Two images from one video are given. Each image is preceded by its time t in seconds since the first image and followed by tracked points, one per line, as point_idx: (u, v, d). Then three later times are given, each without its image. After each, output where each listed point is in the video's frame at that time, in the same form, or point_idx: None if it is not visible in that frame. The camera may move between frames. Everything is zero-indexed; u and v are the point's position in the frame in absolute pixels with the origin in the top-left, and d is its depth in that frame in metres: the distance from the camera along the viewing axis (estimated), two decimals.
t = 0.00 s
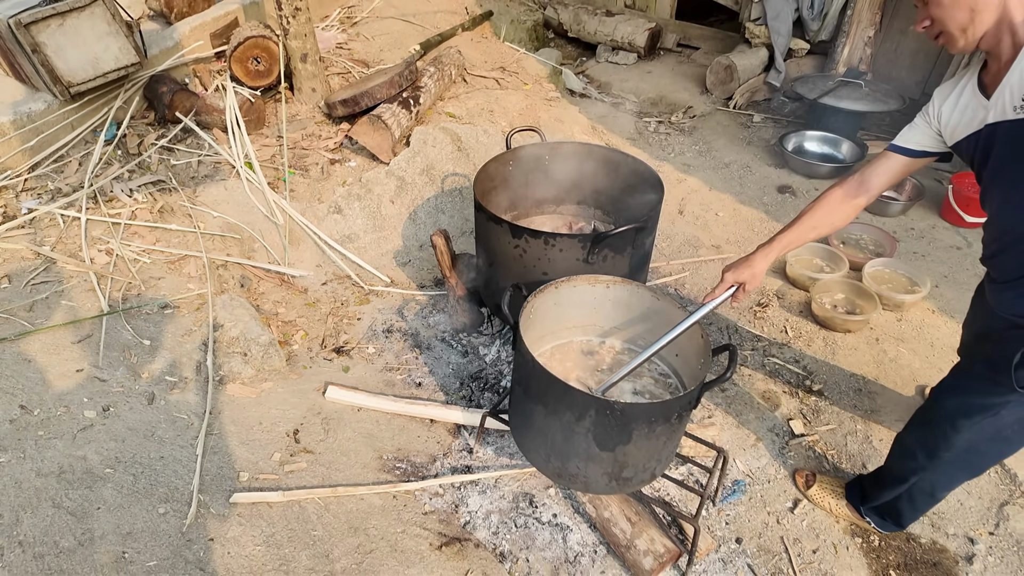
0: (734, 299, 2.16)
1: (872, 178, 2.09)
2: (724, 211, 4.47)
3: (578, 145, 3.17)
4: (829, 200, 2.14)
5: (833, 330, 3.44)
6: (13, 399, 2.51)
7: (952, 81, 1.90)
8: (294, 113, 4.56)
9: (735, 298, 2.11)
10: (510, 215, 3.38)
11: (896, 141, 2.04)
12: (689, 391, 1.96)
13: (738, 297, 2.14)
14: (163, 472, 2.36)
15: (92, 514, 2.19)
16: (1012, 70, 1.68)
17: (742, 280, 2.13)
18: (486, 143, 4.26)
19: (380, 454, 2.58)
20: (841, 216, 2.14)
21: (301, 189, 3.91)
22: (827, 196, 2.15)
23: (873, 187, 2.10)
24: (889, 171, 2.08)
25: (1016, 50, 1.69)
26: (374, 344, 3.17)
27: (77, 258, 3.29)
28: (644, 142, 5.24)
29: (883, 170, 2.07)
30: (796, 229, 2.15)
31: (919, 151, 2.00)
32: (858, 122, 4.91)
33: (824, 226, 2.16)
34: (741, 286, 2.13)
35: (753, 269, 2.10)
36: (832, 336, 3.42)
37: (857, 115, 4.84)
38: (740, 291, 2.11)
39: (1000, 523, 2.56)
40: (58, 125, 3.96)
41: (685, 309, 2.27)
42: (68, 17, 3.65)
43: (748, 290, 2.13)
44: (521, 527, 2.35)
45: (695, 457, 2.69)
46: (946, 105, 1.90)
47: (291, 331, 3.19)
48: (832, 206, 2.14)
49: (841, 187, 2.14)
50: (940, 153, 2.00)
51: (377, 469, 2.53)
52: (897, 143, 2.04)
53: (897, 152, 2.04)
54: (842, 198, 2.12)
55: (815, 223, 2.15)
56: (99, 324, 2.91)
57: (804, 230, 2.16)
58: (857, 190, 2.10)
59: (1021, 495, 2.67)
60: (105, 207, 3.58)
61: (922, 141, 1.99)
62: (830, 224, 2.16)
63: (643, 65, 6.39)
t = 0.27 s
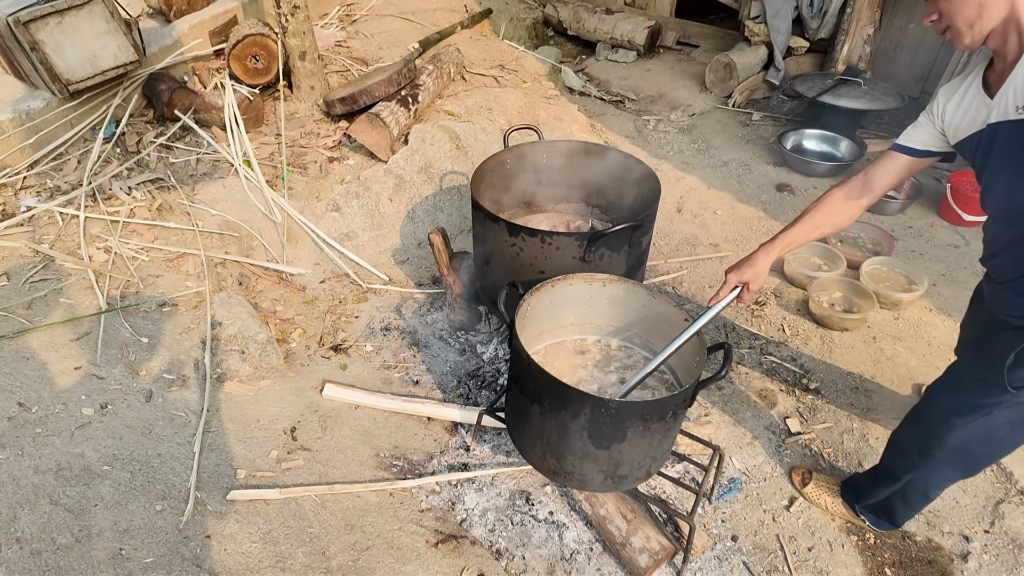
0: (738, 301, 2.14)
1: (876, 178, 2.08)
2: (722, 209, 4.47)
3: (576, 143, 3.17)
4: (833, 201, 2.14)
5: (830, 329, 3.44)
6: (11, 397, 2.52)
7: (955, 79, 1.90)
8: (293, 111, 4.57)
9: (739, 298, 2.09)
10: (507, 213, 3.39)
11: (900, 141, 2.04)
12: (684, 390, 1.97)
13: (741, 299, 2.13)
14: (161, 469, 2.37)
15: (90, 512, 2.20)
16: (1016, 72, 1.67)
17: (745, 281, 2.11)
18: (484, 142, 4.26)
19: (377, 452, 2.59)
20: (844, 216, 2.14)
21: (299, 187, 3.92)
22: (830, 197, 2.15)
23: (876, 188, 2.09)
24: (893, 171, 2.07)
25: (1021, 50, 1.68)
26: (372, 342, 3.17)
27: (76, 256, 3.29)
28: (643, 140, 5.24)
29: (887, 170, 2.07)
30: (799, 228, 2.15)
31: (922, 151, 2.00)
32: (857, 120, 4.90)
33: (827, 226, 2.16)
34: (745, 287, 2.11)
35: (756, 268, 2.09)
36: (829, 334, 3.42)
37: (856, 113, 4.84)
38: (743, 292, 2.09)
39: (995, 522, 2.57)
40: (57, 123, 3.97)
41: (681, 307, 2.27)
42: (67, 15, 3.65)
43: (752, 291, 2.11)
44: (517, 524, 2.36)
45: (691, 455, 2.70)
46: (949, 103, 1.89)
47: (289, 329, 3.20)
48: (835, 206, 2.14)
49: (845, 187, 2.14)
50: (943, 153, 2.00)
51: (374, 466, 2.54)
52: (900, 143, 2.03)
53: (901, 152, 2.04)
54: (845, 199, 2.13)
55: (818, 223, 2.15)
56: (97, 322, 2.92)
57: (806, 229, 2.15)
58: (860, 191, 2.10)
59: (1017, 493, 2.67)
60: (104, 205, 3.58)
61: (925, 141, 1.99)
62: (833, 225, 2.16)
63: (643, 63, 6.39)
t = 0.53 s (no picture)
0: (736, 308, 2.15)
1: (872, 182, 2.09)
2: (721, 208, 4.47)
3: (575, 142, 3.18)
4: (828, 204, 2.15)
5: (829, 328, 3.45)
6: (12, 395, 2.53)
7: (952, 82, 1.90)
8: (293, 111, 4.57)
9: (737, 305, 2.10)
10: (506, 213, 3.40)
11: (895, 145, 2.04)
12: (681, 389, 1.98)
13: (739, 305, 2.14)
14: (161, 468, 2.38)
15: (90, 510, 2.20)
16: (1012, 75, 1.67)
17: (742, 285, 2.12)
18: (484, 141, 4.27)
19: (376, 451, 2.60)
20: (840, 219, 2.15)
21: (299, 186, 3.92)
22: (826, 200, 2.16)
23: (872, 191, 2.10)
24: (889, 175, 2.07)
25: (1018, 52, 1.68)
26: (371, 341, 3.18)
27: (76, 255, 3.30)
28: (643, 139, 5.24)
29: (883, 173, 2.07)
30: (794, 231, 2.16)
31: (917, 155, 2.01)
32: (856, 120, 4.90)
33: (823, 228, 2.17)
34: (742, 292, 2.12)
35: (752, 272, 2.10)
36: (828, 333, 3.43)
37: (855, 112, 4.84)
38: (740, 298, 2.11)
39: (992, 521, 2.57)
40: (56, 122, 3.97)
41: (679, 307, 2.28)
42: (66, 14, 3.66)
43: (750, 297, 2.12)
44: (516, 523, 2.37)
45: (689, 454, 2.71)
46: (945, 107, 1.89)
47: (288, 328, 3.20)
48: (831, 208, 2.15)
49: (841, 189, 2.14)
50: (938, 157, 2.00)
51: (373, 465, 2.54)
52: (895, 147, 2.03)
53: (896, 155, 2.04)
54: (840, 202, 2.13)
55: (814, 226, 2.16)
56: (97, 321, 2.93)
57: (802, 232, 2.16)
58: (856, 194, 2.11)
59: (1014, 492, 2.68)
60: (104, 204, 3.58)
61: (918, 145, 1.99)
62: (829, 227, 2.17)
63: (643, 62, 6.39)
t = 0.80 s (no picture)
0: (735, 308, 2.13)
1: (868, 182, 2.08)
2: (721, 208, 4.48)
3: (574, 142, 3.18)
4: (825, 205, 2.15)
5: (829, 328, 3.45)
6: (13, 395, 2.53)
7: (944, 82, 1.90)
8: (293, 110, 4.58)
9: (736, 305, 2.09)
10: (507, 212, 3.40)
11: (889, 146, 2.02)
12: (681, 389, 1.98)
13: (738, 305, 2.12)
14: (161, 467, 2.39)
15: (91, 509, 2.21)
16: (1004, 74, 1.67)
17: (739, 285, 2.12)
18: (484, 140, 4.27)
19: (376, 450, 2.60)
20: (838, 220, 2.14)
21: (299, 186, 3.93)
22: (823, 201, 2.16)
23: (869, 191, 2.09)
24: (885, 175, 2.06)
25: (1009, 52, 1.68)
26: (371, 340, 3.18)
27: (76, 254, 3.30)
28: (643, 139, 5.24)
29: (878, 174, 2.06)
30: (791, 232, 2.16)
31: (911, 154, 2.00)
32: (856, 119, 4.91)
33: (821, 230, 2.17)
34: (740, 292, 2.11)
35: (747, 272, 2.10)
36: (828, 333, 3.43)
37: (856, 112, 4.84)
38: (738, 298, 2.09)
39: (991, 520, 2.58)
40: (57, 121, 3.98)
41: (678, 307, 2.28)
42: (66, 13, 3.66)
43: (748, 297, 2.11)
44: (516, 522, 2.37)
45: (689, 454, 2.71)
46: (938, 107, 1.90)
47: (289, 328, 3.21)
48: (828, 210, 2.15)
49: (838, 191, 2.15)
50: (931, 156, 2.00)
51: (373, 464, 2.55)
52: (889, 148, 2.02)
53: (891, 156, 2.02)
54: (837, 203, 2.13)
55: (812, 227, 2.16)
56: (97, 320, 2.93)
57: (800, 233, 2.17)
58: (852, 195, 2.11)
59: (1013, 491, 2.69)
60: (104, 204, 3.59)
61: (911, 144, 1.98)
62: (828, 229, 2.17)
63: (643, 61, 6.39)
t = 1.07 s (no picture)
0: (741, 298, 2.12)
1: (873, 178, 2.12)
2: (722, 208, 4.48)
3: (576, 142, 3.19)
4: (831, 201, 2.17)
5: (829, 327, 3.45)
6: (16, 395, 2.54)
7: (948, 76, 1.92)
8: (294, 110, 4.58)
9: (743, 292, 2.08)
10: (508, 212, 3.41)
11: (894, 142, 2.07)
12: (682, 389, 1.99)
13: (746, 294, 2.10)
14: (164, 467, 2.39)
15: (94, 508, 2.22)
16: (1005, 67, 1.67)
17: (745, 273, 2.12)
18: (485, 140, 4.28)
19: (378, 449, 2.61)
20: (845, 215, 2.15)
21: (301, 186, 3.93)
22: (829, 197, 2.19)
23: (875, 187, 2.12)
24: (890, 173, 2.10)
25: (1012, 45, 1.68)
26: (373, 340, 3.19)
27: (79, 254, 3.31)
28: (644, 138, 5.25)
29: (883, 170, 2.10)
30: (798, 226, 2.17)
31: (915, 148, 2.02)
32: (857, 119, 4.91)
33: (828, 226, 2.17)
34: (747, 280, 2.10)
35: (754, 260, 2.11)
36: (828, 333, 3.44)
37: (856, 112, 4.84)
38: (744, 286, 2.08)
39: (991, 520, 2.59)
40: (59, 121, 3.98)
41: (680, 307, 2.29)
42: (69, 13, 3.67)
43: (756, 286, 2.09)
44: (518, 522, 2.38)
45: (690, 453, 2.72)
46: (940, 99, 1.91)
47: (291, 327, 3.22)
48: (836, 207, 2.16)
49: (843, 190, 2.17)
50: (936, 151, 2.02)
51: (375, 464, 2.55)
52: (894, 144, 2.07)
53: (895, 151, 2.06)
54: (843, 198, 2.15)
55: (818, 223, 2.16)
56: (100, 320, 2.94)
57: (806, 227, 2.16)
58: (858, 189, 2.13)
59: (1014, 491, 2.69)
60: (106, 204, 3.60)
61: (917, 137, 2.01)
62: (834, 225, 2.17)
63: (643, 60, 6.39)
